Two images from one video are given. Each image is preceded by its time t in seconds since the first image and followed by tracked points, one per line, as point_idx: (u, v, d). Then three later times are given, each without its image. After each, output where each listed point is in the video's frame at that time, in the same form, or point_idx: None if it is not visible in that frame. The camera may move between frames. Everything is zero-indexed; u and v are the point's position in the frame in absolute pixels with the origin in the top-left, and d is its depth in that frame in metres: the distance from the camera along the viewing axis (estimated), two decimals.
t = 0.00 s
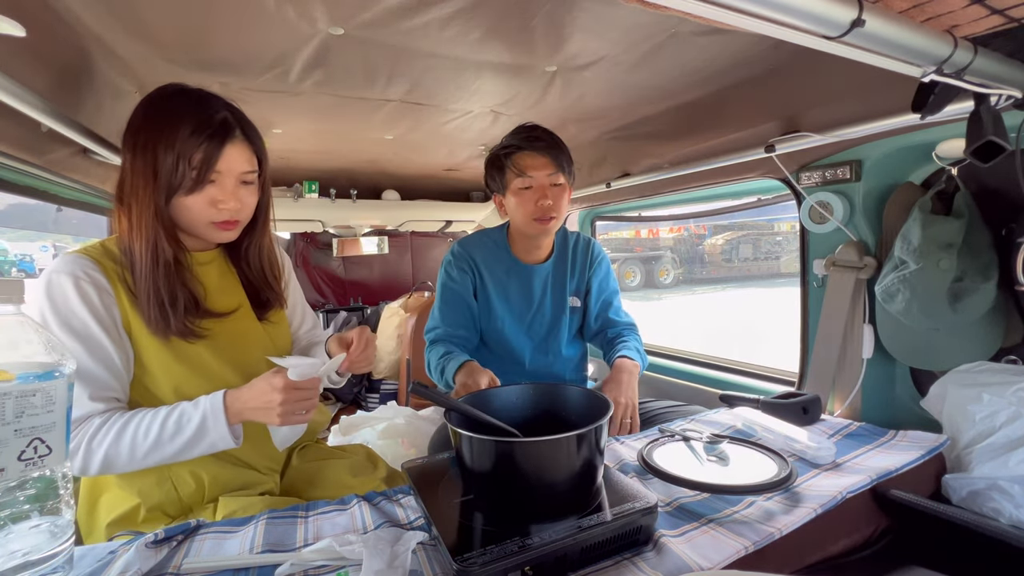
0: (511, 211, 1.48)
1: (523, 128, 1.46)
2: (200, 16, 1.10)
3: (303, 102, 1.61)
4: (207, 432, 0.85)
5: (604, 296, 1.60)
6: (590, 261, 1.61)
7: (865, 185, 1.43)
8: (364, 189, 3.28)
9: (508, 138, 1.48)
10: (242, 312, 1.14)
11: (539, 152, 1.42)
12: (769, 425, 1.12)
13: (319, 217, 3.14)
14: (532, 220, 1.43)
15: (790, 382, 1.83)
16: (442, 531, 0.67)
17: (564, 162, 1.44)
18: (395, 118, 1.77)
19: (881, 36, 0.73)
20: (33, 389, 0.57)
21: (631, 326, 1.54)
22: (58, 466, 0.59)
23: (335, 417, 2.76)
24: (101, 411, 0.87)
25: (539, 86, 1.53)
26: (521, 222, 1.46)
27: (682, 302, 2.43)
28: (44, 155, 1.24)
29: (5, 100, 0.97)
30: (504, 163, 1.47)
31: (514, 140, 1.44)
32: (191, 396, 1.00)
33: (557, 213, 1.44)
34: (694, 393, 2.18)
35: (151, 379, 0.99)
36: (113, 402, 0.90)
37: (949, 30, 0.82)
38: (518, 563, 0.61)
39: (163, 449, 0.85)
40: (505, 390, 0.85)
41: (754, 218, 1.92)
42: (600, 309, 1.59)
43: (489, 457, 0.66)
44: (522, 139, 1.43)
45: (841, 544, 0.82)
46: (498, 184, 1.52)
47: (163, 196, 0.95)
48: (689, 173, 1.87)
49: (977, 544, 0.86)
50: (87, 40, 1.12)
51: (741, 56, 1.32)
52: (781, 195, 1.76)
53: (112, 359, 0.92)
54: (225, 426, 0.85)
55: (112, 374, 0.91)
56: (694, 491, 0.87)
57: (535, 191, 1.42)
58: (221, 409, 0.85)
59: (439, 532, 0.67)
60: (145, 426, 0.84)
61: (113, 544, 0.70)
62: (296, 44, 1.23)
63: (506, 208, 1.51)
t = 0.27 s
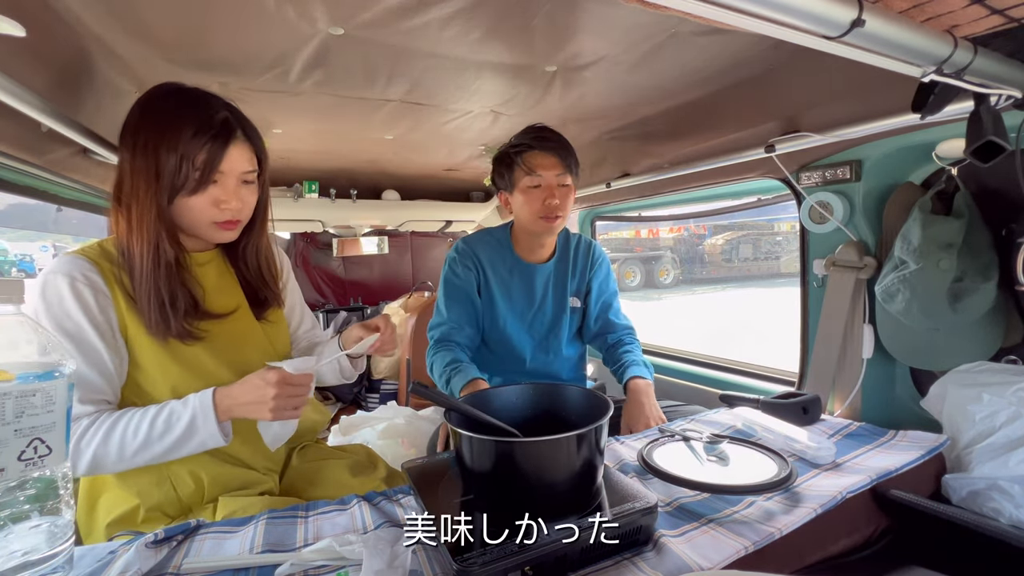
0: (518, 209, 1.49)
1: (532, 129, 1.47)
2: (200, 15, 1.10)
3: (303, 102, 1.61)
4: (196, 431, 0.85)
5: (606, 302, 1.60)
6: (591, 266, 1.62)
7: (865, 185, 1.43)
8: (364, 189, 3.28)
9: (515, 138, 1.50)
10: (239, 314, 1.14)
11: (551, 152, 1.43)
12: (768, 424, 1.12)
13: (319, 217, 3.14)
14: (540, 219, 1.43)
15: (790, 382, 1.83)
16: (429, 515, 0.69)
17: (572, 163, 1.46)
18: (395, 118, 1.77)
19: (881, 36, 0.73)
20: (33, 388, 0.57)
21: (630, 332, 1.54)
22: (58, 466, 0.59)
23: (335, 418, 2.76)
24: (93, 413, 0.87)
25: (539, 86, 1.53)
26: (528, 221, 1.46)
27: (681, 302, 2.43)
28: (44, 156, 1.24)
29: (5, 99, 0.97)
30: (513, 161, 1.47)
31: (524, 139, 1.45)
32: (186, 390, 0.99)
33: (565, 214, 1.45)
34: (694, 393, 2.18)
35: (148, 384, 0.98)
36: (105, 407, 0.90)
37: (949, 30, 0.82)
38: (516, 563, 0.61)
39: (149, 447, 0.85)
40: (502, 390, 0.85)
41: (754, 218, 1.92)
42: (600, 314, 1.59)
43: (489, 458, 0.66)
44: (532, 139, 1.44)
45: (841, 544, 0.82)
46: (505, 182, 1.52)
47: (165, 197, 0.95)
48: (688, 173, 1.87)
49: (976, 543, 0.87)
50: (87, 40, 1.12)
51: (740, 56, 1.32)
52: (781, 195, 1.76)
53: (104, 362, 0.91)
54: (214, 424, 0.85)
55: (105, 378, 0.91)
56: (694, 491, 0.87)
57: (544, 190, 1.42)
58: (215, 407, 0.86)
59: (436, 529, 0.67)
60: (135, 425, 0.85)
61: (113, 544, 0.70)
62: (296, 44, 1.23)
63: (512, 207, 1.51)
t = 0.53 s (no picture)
0: (525, 209, 1.48)
1: (541, 129, 1.48)
2: (199, 16, 1.10)
3: (302, 102, 1.61)
4: (172, 444, 0.84)
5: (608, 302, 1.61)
6: (591, 266, 1.62)
7: (865, 185, 1.43)
8: (364, 189, 3.28)
9: (524, 138, 1.50)
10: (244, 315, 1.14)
11: (563, 153, 1.44)
12: (768, 424, 1.11)
13: (319, 217, 3.14)
14: (549, 219, 1.43)
15: (790, 382, 1.83)
16: (429, 515, 0.69)
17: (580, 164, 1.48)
18: (395, 118, 1.77)
19: (881, 37, 0.73)
20: (32, 389, 0.57)
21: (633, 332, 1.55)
22: (57, 466, 0.59)
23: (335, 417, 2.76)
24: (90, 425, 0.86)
25: (539, 86, 1.53)
26: (535, 221, 1.46)
27: (681, 302, 2.43)
28: (44, 156, 1.24)
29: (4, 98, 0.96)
30: (524, 160, 1.47)
31: (534, 139, 1.45)
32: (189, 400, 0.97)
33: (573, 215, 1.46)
34: (693, 393, 2.18)
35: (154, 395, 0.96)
36: (90, 415, 0.90)
37: (948, 30, 0.82)
38: (515, 563, 0.61)
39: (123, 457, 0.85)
40: (502, 390, 0.84)
41: (753, 218, 1.92)
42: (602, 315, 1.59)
43: (490, 459, 0.66)
44: (543, 139, 1.45)
45: (841, 544, 0.82)
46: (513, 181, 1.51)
47: (182, 197, 0.96)
48: (688, 173, 1.87)
49: (976, 543, 0.87)
50: (87, 39, 1.12)
51: (740, 56, 1.32)
52: (781, 195, 1.76)
53: (93, 370, 0.89)
54: (188, 445, 0.84)
55: (90, 387, 0.90)
56: (694, 492, 0.87)
57: (555, 190, 1.42)
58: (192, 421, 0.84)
59: (436, 529, 0.67)
60: (113, 434, 0.85)
61: (113, 545, 0.70)
62: (296, 44, 1.23)
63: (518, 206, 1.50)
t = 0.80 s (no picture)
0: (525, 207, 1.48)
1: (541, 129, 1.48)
2: (199, 16, 1.10)
3: (302, 102, 1.61)
4: (161, 449, 0.84)
5: (609, 299, 1.60)
6: (589, 264, 1.62)
7: (865, 185, 1.43)
8: (364, 189, 3.28)
9: (524, 138, 1.50)
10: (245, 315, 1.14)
11: (563, 153, 1.45)
12: (768, 424, 1.11)
13: (318, 217, 3.14)
14: (550, 218, 1.43)
15: (790, 382, 1.83)
16: (429, 515, 0.69)
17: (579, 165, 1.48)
18: (395, 118, 1.77)
19: (881, 37, 0.73)
20: (33, 389, 0.57)
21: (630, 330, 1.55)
22: (57, 466, 0.59)
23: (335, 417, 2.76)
24: (89, 422, 0.87)
25: (539, 86, 1.53)
26: (535, 220, 1.46)
27: (681, 302, 2.43)
28: (44, 155, 1.24)
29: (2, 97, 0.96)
30: (525, 158, 1.47)
31: (535, 138, 1.45)
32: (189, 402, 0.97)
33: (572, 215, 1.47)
34: (693, 393, 2.18)
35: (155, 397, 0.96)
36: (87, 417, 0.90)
37: (948, 30, 0.82)
38: (515, 563, 0.61)
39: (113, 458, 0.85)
40: (502, 390, 0.84)
41: (753, 218, 1.92)
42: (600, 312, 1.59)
43: (490, 459, 0.66)
44: (545, 138, 1.45)
45: (840, 544, 0.82)
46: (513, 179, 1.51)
47: (182, 197, 0.96)
48: (688, 173, 1.87)
49: (975, 543, 0.87)
50: (87, 39, 1.12)
51: (740, 56, 1.32)
52: (781, 195, 1.76)
53: (90, 370, 0.90)
54: (179, 445, 0.84)
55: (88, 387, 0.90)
56: (694, 491, 0.87)
57: (555, 189, 1.43)
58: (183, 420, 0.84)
59: (436, 529, 0.67)
60: (104, 436, 0.84)
61: (114, 545, 0.70)
62: (295, 44, 1.23)
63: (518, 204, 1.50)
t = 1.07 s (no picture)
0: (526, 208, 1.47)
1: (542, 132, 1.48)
2: (199, 16, 1.10)
3: (302, 102, 1.61)
4: (130, 467, 0.84)
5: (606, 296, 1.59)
6: (585, 262, 1.62)
7: (865, 185, 1.43)
8: (364, 189, 3.28)
9: (525, 139, 1.50)
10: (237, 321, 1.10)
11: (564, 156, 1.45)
12: (768, 424, 1.11)
13: (318, 217, 3.14)
14: (552, 220, 1.43)
15: (790, 382, 1.83)
16: (429, 515, 0.69)
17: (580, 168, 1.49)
18: (395, 118, 1.77)
19: (881, 37, 0.73)
20: (33, 389, 0.57)
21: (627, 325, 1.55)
22: (57, 466, 0.59)
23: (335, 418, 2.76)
24: (80, 431, 0.87)
25: (539, 86, 1.53)
26: (536, 220, 1.45)
27: (682, 302, 2.43)
28: (44, 155, 1.24)
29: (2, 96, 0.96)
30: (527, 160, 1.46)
31: (537, 140, 1.45)
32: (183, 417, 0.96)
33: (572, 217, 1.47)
34: (694, 393, 2.18)
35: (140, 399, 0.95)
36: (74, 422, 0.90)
37: (948, 30, 0.82)
38: (514, 563, 0.61)
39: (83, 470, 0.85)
40: (502, 390, 0.84)
41: (754, 218, 1.92)
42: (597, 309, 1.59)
43: (490, 459, 0.66)
44: (547, 141, 1.45)
45: (840, 544, 0.82)
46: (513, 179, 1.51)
47: (147, 197, 0.91)
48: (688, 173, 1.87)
49: (976, 543, 0.87)
50: (87, 39, 1.12)
51: (739, 55, 1.32)
52: (781, 195, 1.76)
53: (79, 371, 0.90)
54: (145, 467, 0.84)
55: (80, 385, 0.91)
56: (694, 491, 0.87)
57: (558, 191, 1.43)
58: (155, 441, 0.83)
59: (436, 529, 0.67)
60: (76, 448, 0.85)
61: (114, 545, 0.70)
62: (295, 43, 1.23)
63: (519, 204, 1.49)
